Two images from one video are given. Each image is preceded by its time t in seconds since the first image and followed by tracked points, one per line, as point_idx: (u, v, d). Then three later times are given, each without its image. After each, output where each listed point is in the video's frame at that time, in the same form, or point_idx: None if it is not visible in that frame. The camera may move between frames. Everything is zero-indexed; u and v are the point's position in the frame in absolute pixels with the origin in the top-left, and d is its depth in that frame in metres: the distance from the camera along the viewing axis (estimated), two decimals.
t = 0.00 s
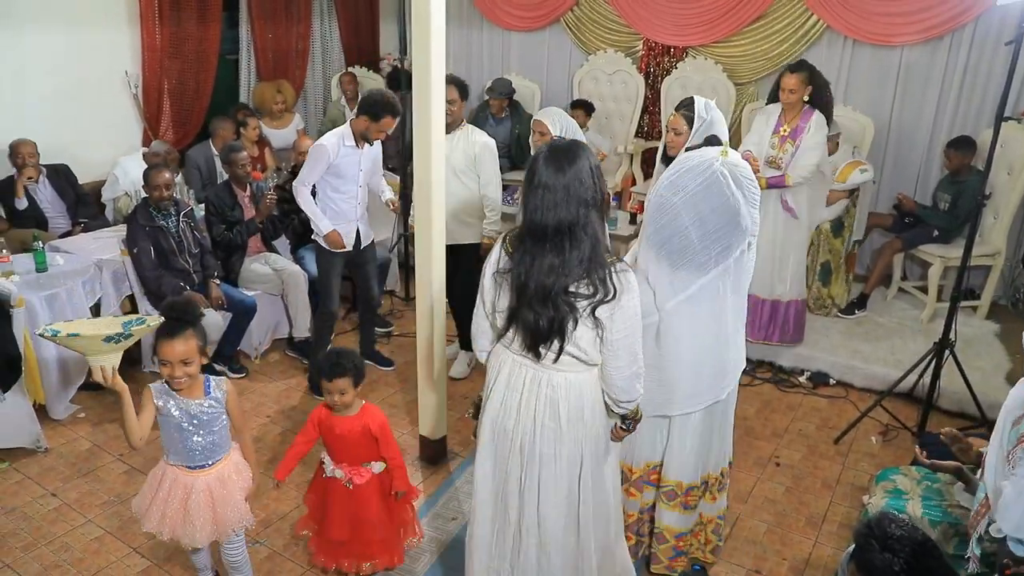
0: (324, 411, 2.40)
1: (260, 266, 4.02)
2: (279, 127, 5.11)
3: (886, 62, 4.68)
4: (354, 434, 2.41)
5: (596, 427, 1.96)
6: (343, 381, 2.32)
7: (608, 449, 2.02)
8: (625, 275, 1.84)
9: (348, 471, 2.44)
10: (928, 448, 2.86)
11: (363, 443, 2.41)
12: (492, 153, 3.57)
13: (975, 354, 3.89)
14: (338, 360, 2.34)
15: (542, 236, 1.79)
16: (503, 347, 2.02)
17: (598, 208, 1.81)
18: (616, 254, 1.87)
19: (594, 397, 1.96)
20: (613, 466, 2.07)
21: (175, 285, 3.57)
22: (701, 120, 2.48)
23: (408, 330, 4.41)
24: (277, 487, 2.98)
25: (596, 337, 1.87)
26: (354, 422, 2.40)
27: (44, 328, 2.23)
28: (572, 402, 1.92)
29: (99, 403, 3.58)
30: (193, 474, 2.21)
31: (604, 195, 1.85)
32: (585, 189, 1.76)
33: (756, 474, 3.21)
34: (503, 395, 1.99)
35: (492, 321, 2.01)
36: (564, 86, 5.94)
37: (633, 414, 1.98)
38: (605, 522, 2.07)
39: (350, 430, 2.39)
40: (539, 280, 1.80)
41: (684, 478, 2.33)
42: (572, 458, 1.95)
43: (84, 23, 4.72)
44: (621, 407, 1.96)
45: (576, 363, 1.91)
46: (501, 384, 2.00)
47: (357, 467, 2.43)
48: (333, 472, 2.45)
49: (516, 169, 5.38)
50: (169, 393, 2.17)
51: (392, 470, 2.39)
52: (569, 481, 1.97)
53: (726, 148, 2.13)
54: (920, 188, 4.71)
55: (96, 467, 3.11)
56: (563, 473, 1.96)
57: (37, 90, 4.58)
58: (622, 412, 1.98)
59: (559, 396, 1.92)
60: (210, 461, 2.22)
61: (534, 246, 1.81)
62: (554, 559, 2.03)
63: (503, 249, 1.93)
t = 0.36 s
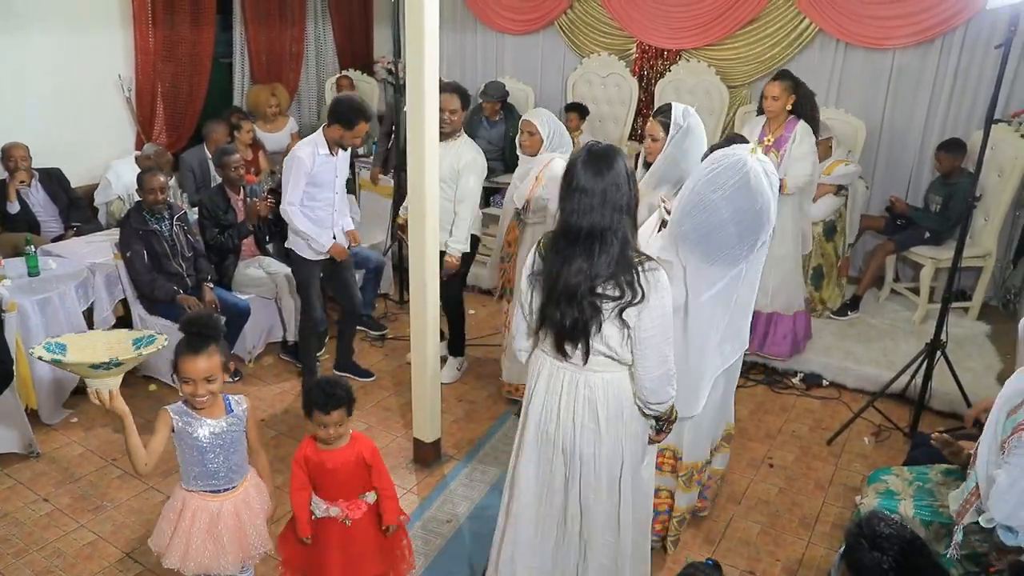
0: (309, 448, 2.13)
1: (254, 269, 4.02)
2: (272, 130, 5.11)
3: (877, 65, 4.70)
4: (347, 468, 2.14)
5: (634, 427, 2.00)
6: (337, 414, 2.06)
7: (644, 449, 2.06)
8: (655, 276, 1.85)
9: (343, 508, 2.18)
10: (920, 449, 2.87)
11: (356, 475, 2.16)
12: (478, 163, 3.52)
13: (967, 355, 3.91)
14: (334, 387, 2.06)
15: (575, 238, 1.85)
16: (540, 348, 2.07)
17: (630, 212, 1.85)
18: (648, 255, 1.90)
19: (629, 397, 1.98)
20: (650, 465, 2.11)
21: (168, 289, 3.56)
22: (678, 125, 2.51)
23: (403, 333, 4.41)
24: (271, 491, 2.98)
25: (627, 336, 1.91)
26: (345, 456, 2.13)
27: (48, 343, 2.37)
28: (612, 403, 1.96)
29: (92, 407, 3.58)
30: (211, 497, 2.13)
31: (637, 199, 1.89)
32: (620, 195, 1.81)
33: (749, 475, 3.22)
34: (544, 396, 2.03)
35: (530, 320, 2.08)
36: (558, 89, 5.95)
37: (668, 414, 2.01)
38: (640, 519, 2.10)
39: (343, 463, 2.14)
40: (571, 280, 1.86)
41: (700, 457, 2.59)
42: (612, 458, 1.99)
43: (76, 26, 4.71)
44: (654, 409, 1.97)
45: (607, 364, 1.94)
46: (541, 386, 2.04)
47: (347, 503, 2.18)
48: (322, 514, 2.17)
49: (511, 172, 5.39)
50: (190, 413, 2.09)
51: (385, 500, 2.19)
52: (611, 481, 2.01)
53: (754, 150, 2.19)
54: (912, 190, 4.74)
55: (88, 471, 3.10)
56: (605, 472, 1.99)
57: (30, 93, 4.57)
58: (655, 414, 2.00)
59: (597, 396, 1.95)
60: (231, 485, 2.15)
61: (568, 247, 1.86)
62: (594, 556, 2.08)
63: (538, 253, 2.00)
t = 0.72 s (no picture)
0: (338, 481, 1.99)
1: (271, 273, 4.04)
2: (289, 134, 5.15)
3: (895, 70, 4.68)
4: (375, 493, 2.05)
5: (672, 424, 2.02)
6: (372, 436, 1.99)
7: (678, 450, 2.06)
8: (710, 275, 1.91)
9: (381, 532, 2.10)
10: (939, 457, 2.85)
11: (382, 499, 2.07)
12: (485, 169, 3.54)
13: (986, 363, 3.88)
14: (360, 408, 1.99)
15: (639, 238, 1.86)
16: (582, 347, 2.07)
17: (685, 211, 1.89)
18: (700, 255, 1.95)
19: (673, 393, 2.01)
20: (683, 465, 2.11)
21: (186, 292, 3.59)
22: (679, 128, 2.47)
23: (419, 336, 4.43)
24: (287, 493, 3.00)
25: (682, 335, 1.94)
26: (372, 479, 2.04)
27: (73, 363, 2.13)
28: (654, 399, 1.98)
29: (111, 408, 3.61)
30: (234, 515, 2.10)
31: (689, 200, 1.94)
32: (680, 196, 1.85)
33: (764, 481, 3.21)
34: (584, 392, 2.04)
35: (572, 320, 2.07)
36: (573, 94, 5.96)
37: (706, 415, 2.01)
38: (679, 510, 2.13)
39: (374, 488, 2.05)
40: (633, 278, 1.88)
41: (737, 449, 2.65)
42: (648, 455, 2.01)
43: (98, 31, 4.77)
44: (697, 403, 1.99)
45: (658, 360, 1.98)
46: (580, 382, 2.05)
47: (373, 530, 2.09)
48: (352, 547, 2.07)
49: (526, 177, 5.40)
50: (222, 428, 2.05)
51: (406, 522, 2.11)
52: (644, 476, 2.03)
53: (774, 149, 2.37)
54: (930, 197, 4.71)
55: (108, 471, 3.13)
56: (640, 468, 2.01)
57: (52, 98, 4.63)
58: (692, 411, 2.01)
59: (643, 389, 1.97)
60: (257, 504, 2.12)
61: (629, 247, 1.88)
62: (635, 550, 2.09)
63: (587, 252, 2.00)
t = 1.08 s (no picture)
0: (406, 496, 2.00)
1: (292, 272, 4.06)
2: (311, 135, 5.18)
3: (921, 72, 4.63)
4: (437, 502, 2.07)
5: (706, 413, 2.10)
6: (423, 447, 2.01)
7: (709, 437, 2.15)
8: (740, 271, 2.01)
9: (449, 541, 2.12)
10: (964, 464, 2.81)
11: (442, 509, 2.09)
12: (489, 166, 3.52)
13: (1012, 369, 3.82)
14: (421, 421, 2.02)
15: (683, 240, 1.89)
16: (621, 348, 2.09)
17: (718, 211, 1.95)
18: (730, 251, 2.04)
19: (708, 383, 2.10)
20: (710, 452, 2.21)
21: (208, 291, 3.62)
22: (693, 125, 2.52)
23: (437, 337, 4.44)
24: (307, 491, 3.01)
25: (721, 328, 2.03)
26: (432, 489, 2.06)
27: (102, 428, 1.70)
28: (691, 390, 2.05)
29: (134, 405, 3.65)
30: (269, 535, 2.00)
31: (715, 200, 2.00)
32: (715, 198, 1.90)
33: (784, 486, 3.18)
34: (623, 390, 2.08)
35: (609, 323, 2.08)
36: (594, 95, 5.96)
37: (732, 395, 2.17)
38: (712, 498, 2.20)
39: (437, 497, 2.07)
40: (681, 280, 1.91)
41: (749, 454, 2.64)
42: (687, 445, 2.08)
43: (124, 33, 4.83)
44: (728, 386, 2.13)
45: (696, 353, 2.06)
46: (618, 380, 2.08)
47: (441, 541, 2.10)
48: (425, 562, 2.06)
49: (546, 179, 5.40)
50: (239, 452, 1.95)
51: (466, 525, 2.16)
52: (683, 467, 2.09)
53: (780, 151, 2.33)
54: (955, 201, 4.65)
55: (130, 467, 3.16)
56: (680, 459, 2.08)
57: (78, 98, 4.69)
58: (723, 392, 2.15)
59: (682, 384, 2.04)
60: (291, 522, 2.04)
61: (673, 249, 1.90)
62: (672, 539, 2.15)
63: (622, 258, 1.99)
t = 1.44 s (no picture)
0: (458, 516, 2.00)
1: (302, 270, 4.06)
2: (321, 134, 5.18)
3: (935, 69, 4.60)
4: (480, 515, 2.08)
5: (734, 393, 2.13)
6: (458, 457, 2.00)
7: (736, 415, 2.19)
8: (761, 252, 2.03)
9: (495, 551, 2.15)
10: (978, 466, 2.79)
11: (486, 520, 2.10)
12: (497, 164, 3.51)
13: None
14: (468, 435, 2.01)
15: (705, 223, 1.92)
16: (647, 331, 2.11)
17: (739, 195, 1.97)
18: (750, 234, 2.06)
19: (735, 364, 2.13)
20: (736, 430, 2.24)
21: (219, 288, 3.64)
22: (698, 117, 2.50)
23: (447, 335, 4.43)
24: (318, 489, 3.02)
25: (744, 309, 2.05)
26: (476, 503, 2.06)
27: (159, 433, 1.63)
28: (720, 371, 2.08)
29: (146, 403, 3.67)
30: (301, 544, 1.98)
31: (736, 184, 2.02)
32: (736, 182, 1.91)
33: (795, 486, 3.16)
34: (655, 374, 2.08)
35: (635, 307, 2.11)
36: (605, 92, 5.94)
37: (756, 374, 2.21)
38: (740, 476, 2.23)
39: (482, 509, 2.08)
40: (703, 262, 1.93)
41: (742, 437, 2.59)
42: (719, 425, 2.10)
43: (135, 32, 4.84)
44: (753, 366, 2.16)
45: (723, 334, 2.08)
46: (649, 365, 2.08)
47: (490, 552, 2.14)
48: None
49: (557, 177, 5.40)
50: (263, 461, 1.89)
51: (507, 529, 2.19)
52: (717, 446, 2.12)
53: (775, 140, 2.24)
54: (969, 200, 4.61)
55: (142, 465, 3.17)
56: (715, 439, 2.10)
57: (90, 97, 4.71)
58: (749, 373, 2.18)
59: (712, 365, 2.06)
60: (315, 531, 2.02)
61: (695, 231, 1.93)
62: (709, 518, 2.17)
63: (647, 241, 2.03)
